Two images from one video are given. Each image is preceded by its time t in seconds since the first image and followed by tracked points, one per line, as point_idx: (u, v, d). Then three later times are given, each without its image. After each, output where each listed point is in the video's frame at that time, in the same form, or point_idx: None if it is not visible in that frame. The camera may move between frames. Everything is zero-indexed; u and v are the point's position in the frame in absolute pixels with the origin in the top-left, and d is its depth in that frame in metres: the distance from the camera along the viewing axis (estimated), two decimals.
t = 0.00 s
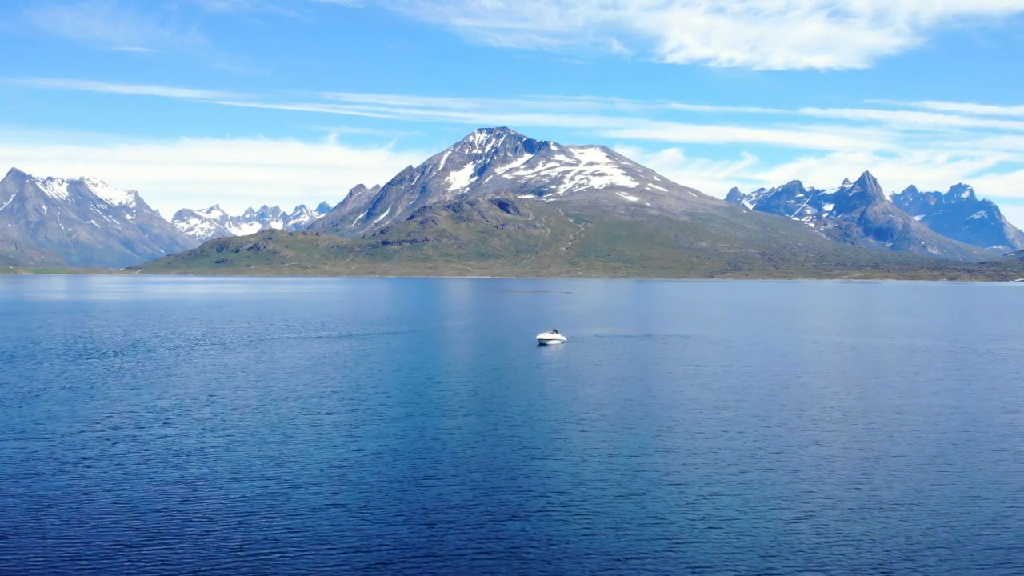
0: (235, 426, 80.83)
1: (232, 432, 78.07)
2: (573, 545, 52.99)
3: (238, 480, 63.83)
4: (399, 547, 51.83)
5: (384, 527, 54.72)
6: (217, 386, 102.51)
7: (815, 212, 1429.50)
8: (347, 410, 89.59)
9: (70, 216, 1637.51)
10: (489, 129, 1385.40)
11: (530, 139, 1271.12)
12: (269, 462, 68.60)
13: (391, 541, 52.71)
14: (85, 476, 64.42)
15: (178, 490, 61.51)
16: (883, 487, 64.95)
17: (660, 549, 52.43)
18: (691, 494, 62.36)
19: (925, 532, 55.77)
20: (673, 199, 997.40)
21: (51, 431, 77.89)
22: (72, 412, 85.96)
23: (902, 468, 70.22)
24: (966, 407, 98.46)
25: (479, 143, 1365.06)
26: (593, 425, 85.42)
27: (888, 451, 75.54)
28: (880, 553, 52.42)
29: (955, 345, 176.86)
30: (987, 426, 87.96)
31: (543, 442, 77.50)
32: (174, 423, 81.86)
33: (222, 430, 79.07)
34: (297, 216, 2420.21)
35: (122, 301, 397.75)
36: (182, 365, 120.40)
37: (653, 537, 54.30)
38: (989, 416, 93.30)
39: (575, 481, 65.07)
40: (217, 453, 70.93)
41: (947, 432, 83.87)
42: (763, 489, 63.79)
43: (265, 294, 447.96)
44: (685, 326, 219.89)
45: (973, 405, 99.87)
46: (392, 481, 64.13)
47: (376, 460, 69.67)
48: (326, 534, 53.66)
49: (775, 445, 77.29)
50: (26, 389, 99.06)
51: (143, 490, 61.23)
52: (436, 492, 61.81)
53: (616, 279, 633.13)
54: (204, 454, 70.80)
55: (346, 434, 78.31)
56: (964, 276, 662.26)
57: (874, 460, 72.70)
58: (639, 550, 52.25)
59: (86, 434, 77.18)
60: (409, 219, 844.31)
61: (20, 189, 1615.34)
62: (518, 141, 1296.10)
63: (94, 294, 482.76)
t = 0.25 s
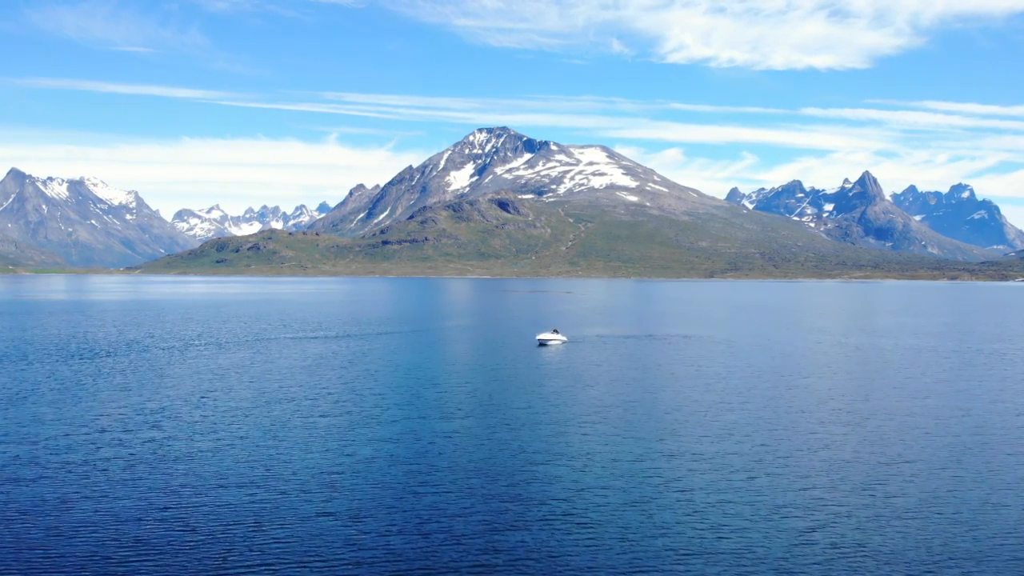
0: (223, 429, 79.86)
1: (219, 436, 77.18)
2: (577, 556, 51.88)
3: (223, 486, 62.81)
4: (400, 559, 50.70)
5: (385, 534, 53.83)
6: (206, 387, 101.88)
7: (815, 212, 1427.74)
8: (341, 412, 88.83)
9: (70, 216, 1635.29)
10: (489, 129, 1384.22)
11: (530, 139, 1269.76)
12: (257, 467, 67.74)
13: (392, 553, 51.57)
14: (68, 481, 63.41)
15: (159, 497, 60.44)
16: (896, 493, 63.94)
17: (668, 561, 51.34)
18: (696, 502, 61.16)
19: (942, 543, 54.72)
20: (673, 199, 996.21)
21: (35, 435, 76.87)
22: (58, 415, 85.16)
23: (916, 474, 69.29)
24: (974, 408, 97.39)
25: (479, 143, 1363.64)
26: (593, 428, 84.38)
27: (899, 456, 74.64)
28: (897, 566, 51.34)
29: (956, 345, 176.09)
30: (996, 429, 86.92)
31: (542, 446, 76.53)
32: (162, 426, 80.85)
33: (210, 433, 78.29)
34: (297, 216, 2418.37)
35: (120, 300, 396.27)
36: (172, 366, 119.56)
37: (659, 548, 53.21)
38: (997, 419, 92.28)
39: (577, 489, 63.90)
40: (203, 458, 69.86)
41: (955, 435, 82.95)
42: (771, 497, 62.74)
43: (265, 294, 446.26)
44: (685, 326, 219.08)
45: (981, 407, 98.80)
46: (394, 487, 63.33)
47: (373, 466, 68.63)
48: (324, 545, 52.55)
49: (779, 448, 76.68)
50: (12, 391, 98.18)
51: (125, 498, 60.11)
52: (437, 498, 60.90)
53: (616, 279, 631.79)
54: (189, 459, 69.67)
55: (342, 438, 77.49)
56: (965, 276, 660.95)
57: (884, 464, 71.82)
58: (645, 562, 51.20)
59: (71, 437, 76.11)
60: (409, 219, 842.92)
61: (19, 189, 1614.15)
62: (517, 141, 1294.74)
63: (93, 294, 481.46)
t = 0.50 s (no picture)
0: (210, 433, 79.09)
1: (205, 441, 76.37)
2: (580, 568, 50.95)
3: (210, 493, 61.73)
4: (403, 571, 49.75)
5: (387, 546, 52.72)
6: (196, 389, 101.44)
7: (815, 212, 1427.41)
8: (335, 416, 88.26)
9: (70, 216, 1634.53)
10: (489, 129, 1384.02)
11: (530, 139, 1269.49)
12: (244, 472, 66.80)
13: (394, 564, 50.47)
14: (51, 488, 62.55)
15: (141, 506, 59.29)
16: (912, 500, 62.90)
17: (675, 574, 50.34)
18: (704, 511, 60.10)
19: (961, 553, 53.72)
20: (674, 199, 995.99)
21: (22, 439, 76.12)
22: (45, 417, 84.74)
23: (930, 479, 68.29)
24: (981, 412, 96.49)
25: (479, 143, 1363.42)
26: (595, 432, 83.67)
27: (910, 461, 73.80)
28: None
29: (958, 345, 175.84)
30: (1004, 433, 86.11)
31: (544, 451, 75.64)
32: (149, 430, 80.21)
33: (196, 437, 77.54)
34: (297, 216, 2418.24)
35: (120, 300, 396.05)
36: (164, 367, 119.25)
37: (667, 559, 52.21)
38: (1005, 422, 91.40)
39: (580, 497, 63.00)
40: (190, 465, 68.91)
41: (963, 440, 82.09)
42: (782, 505, 61.51)
43: (265, 294, 445.59)
44: (686, 326, 218.63)
45: (988, 410, 97.90)
46: (395, 494, 62.38)
47: (373, 473, 67.74)
48: (324, 557, 51.58)
49: (786, 453, 75.70)
50: (4, 393, 97.76)
51: (105, 507, 58.95)
52: (440, 507, 59.93)
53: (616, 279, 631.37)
54: (175, 465, 68.64)
55: (337, 443, 76.70)
56: (965, 276, 660.53)
57: (897, 470, 70.90)
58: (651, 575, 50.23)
59: (55, 442, 75.16)
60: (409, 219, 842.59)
61: (20, 189, 1614.47)
62: (518, 141, 1294.56)
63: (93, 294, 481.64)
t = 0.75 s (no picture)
0: (198, 437, 77.51)
1: (192, 445, 74.73)
2: None
3: (195, 501, 59.87)
4: None
5: (384, 557, 51.17)
6: (186, 391, 100.17)
7: (816, 212, 1426.08)
8: (328, 418, 86.99)
9: (70, 216, 1633.51)
10: (489, 129, 1383.44)
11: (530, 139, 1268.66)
12: (231, 478, 64.96)
13: None
14: (28, 494, 60.71)
15: (122, 514, 57.26)
16: (935, 509, 61.02)
17: None
18: (717, 520, 58.21)
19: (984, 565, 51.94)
20: (674, 199, 994.84)
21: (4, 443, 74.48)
22: (30, 420, 83.55)
23: (947, 486, 66.61)
24: (993, 415, 94.93)
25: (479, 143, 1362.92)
26: (597, 435, 82.14)
27: (926, 467, 72.02)
28: None
29: (962, 345, 174.96)
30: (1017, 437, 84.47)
31: (545, 457, 73.98)
32: (136, 434, 78.74)
33: (183, 441, 76.02)
34: (298, 216, 2418.50)
35: (119, 300, 395.33)
36: (155, 368, 118.17)
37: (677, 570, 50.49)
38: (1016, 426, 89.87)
39: (584, 503, 61.21)
40: (175, 470, 67.06)
41: (977, 444, 80.40)
42: (797, 514, 59.65)
43: (265, 294, 444.52)
44: (688, 326, 217.84)
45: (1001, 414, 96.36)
46: (395, 501, 60.72)
47: (370, 478, 66.17)
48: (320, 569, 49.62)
49: (795, 458, 74.03)
50: None
51: (85, 514, 57.02)
52: (442, 515, 58.05)
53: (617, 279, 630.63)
54: (159, 470, 66.87)
55: (331, 447, 75.15)
56: (965, 276, 659.49)
57: (913, 475, 69.28)
58: None
59: (36, 447, 73.44)
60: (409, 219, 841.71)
61: (20, 189, 1615.37)
62: (518, 141, 1293.97)
63: (93, 294, 480.92)
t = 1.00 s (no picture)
0: (184, 442, 76.49)
1: (179, 450, 73.71)
2: None
3: (182, 511, 58.67)
4: None
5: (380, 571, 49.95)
6: (175, 393, 99.46)
7: (816, 212, 1425.21)
8: (322, 421, 85.98)
9: (70, 216, 1631.85)
10: (489, 129, 1382.78)
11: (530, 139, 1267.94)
12: (219, 487, 63.84)
13: None
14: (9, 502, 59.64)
15: (105, 524, 56.00)
16: (949, 518, 59.77)
17: None
18: (728, 531, 56.99)
19: None
20: (674, 199, 994.21)
21: None
22: (16, 423, 82.74)
23: (961, 493, 65.41)
24: (999, 417, 94.02)
25: (479, 143, 1362.02)
26: (599, 440, 81.12)
27: (936, 472, 70.99)
28: None
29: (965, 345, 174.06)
30: None
31: (547, 462, 72.91)
32: (124, 438, 77.70)
33: (168, 446, 75.02)
34: (298, 216, 2417.27)
35: (119, 300, 394.68)
36: (146, 369, 117.38)
37: None
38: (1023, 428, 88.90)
39: (586, 512, 59.99)
40: (160, 477, 65.98)
41: (986, 449, 79.26)
42: (811, 524, 58.37)
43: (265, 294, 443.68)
44: (689, 326, 216.99)
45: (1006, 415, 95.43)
46: (398, 510, 59.53)
47: (370, 486, 65.00)
48: None
49: (803, 464, 72.91)
50: None
51: (67, 524, 55.89)
52: (446, 526, 56.94)
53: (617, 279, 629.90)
54: (144, 477, 65.78)
55: (325, 452, 74.10)
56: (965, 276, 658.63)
57: (928, 481, 68.13)
58: None
59: (21, 451, 72.46)
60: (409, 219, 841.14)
61: (20, 188, 1614.09)
62: (518, 141, 1293.19)
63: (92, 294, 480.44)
